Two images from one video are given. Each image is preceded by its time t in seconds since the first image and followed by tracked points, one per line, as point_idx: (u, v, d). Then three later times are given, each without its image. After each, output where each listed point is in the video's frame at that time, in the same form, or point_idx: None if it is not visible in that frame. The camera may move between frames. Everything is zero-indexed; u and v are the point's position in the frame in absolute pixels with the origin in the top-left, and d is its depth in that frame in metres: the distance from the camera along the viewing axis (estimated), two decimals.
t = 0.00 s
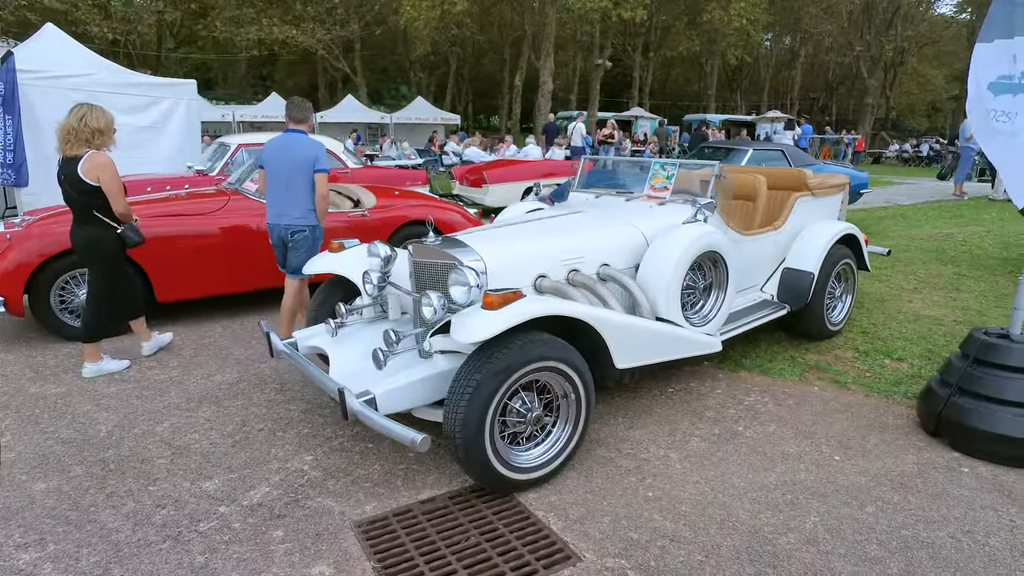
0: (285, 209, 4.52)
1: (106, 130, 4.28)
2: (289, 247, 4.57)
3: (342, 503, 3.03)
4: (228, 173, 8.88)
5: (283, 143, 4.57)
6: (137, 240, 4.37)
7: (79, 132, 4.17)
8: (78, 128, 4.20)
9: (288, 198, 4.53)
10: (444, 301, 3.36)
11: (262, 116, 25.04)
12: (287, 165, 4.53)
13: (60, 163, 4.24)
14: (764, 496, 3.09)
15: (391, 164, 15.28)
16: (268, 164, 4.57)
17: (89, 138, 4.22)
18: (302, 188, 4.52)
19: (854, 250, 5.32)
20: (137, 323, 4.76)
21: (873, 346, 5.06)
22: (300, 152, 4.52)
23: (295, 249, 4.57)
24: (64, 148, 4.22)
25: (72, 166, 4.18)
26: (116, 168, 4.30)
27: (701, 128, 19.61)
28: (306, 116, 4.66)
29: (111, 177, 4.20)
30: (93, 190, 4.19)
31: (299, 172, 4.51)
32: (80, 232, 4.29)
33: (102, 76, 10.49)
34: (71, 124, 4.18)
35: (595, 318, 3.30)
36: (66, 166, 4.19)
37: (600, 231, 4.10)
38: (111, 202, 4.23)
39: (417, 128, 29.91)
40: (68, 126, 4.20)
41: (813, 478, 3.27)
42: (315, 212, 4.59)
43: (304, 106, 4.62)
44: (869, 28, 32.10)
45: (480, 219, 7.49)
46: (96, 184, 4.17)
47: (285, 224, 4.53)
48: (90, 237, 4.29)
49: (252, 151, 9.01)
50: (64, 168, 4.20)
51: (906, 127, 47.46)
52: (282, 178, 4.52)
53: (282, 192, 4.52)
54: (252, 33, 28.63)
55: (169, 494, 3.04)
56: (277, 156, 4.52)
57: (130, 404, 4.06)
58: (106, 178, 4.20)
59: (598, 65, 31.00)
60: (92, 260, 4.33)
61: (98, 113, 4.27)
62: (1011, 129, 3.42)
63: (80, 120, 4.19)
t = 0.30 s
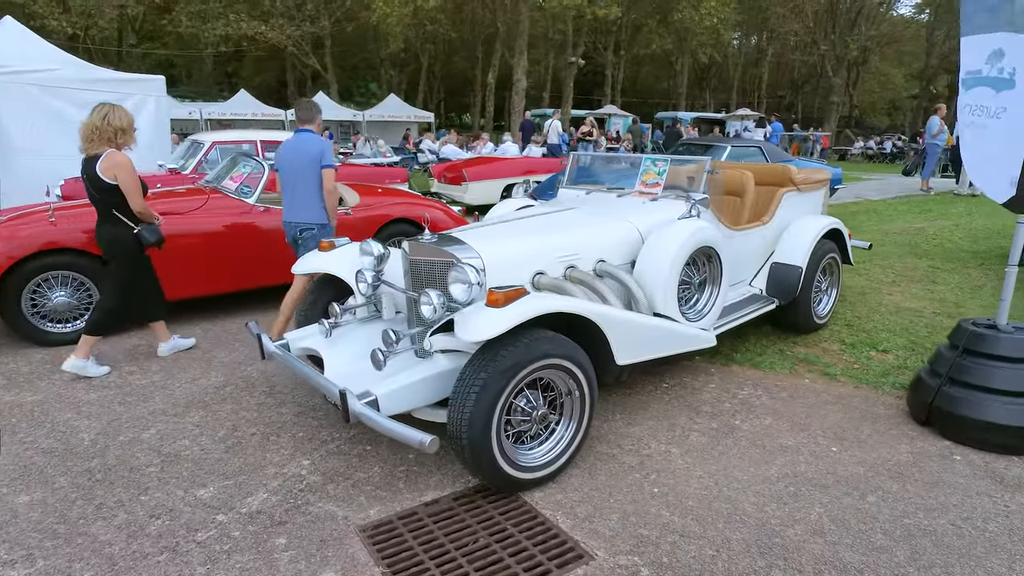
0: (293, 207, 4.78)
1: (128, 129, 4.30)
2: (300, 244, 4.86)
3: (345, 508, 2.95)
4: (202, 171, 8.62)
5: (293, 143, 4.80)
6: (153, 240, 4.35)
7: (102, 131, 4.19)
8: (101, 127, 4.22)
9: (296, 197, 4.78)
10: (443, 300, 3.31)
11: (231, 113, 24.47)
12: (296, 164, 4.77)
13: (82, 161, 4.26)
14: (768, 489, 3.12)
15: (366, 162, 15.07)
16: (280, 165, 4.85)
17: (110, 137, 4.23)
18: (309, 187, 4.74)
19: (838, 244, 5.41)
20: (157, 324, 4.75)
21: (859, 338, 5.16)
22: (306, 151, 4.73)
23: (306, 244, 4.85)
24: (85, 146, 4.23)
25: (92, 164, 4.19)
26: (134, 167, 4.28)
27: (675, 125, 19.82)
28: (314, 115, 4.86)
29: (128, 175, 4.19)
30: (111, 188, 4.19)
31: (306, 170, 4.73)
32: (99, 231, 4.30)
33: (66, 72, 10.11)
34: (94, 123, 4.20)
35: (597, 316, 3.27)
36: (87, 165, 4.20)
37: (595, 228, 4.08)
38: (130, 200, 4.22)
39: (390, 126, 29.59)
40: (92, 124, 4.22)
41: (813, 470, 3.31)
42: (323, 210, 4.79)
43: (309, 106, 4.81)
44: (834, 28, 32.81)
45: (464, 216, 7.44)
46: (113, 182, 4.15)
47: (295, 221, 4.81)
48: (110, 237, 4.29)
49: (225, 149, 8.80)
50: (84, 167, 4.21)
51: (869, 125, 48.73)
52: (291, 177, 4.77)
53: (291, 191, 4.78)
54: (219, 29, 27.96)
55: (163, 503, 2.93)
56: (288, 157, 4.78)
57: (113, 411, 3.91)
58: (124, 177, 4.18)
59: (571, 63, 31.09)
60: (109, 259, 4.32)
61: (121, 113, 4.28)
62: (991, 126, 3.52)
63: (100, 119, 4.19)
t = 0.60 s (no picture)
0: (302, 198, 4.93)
1: (137, 125, 4.35)
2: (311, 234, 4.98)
3: (345, 518, 2.87)
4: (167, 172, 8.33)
5: (297, 137, 4.93)
6: (160, 235, 4.30)
7: (110, 126, 4.24)
8: (110, 123, 4.27)
9: (304, 187, 4.93)
10: (439, 301, 3.25)
11: (188, 111, 23.69)
12: (300, 157, 4.91)
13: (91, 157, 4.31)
14: (767, 481, 3.14)
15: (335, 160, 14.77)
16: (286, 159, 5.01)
17: (118, 133, 4.28)
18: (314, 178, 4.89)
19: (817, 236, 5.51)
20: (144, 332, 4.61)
21: (839, 329, 5.26)
22: (308, 143, 4.87)
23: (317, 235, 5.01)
24: (94, 141, 4.28)
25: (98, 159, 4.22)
26: (140, 163, 4.30)
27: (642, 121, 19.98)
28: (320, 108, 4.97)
29: (133, 170, 4.19)
30: (116, 183, 4.20)
31: (311, 162, 4.87)
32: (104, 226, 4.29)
33: (18, 68, 9.61)
34: (103, 119, 4.26)
35: (596, 314, 3.24)
36: (94, 160, 4.24)
37: (585, 225, 4.05)
38: (135, 195, 4.23)
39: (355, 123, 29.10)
40: (100, 120, 4.27)
41: (809, 461, 3.35)
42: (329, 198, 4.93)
43: (317, 101, 4.93)
44: (793, 25, 33.54)
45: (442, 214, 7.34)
46: (118, 177, 4.17)
47: (304, 213, 4.95)
48: (118, 232, 4.28)
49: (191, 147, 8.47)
50: (92, 161, 4.24)
51: (826, 119, 50.05)
52: (297, 170, 4.91)
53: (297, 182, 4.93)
54: (174, 24, 27.04)
55: (152, 521, 2.80)
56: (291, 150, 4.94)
57: (88, 425, 3.72)
58: (128, 172, 4.19)
59: (537, 59, 31.05)
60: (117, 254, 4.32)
61: (130, 108, 4.34)
62: (966, 120, 3.57)
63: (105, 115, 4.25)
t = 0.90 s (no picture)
0: (333, 201, 4.81)
1: (170, 130, 4.24)
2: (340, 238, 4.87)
3: (357, 525, 2.81)
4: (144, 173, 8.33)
5: (328, 139, 4.80)
6: (197, 237, 4.25)
7: (144, 132, 4.12)
8: (142, 127, 4.15)
9: (334, 190, 4.80)
10: (446, 303, 3.21)
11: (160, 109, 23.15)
12: (330, 159, 4.78)
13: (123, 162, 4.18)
14: (777, 476, 3.17)
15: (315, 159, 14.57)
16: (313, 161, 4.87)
17: (151, 138, 4.17)
18: (345, 181, 4.77)
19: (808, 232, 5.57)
20: (215, 322, 4.64)
21: (831, 323, 5.34)
22: (341, 146, 4.76)
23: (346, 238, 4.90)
24: (127, 146, 4.15)
25: (133, 165, 4.11)
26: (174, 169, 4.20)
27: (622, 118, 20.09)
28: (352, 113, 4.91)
29: (169, 176, 4.09)
30: (151, 189, 4.10)
31: (342, 166, 4.76)
32: (138, 230, 4.19)
33: None
34: (136, 124, 4.13)
35: (605, 312, 3.22)
36: (127, 165, 4.12)
37: (585, 223, 4.04)
38: (171, 200, 4.13)
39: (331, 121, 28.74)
40: (133, 124, 4.14)
41: (815, 455, 3.38)
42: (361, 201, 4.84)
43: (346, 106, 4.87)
44: (765, 23, 34.02)
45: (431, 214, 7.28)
46: (155, 183, 4.07)
47: (334, 216, 4.83)
48: (155, 235, 4.19)
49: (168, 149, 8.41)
50: (125, 166, 4.13)
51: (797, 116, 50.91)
52: (328, 173, 4.78)
53: (327, 184, 4.80)
54: (143, 20, 26.38)
55: (157, 534, 2.71)
56: (320, 152, 4.80)
57: (80, 435, 3.60)
58: (164, 177, 4.10)
59: (515, 57, 31.01)
60: (154, 259, 4.24)
61: (162, 113, 4.22)
62: (957, 118, 3.68)
63: (139, 120, 4.12)
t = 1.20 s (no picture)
0: (372, 196, 4.85)
1: (205, 127, 4.30)
2: (377, 232, 4.93)
3: (373, 529, 2.78)
4: (121, 172, 8.13)
5: (367, 136, 4.84)
6: (235, 231, 4.27)
7: (182, 126, 4.15)
8: (180, 123, 4.18)
9: (375, 184, 4.84)
10: (456, 303, 3.20)
11: (128, 108, 22.53)
12: (371, 155, 4.83)
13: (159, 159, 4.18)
14: (784, 471, 3.23)
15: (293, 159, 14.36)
16: (349, 156, 4.86)
17: (189, 132, 4.20)
18: (386, 176, 4.87)
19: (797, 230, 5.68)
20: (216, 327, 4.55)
21: (820, 320, 5.46)
22: (384, 142, 4.85)
23: (382, 233, 4.95)
24: (163, 142, 4.16)
25: (172, 160, 4.13)
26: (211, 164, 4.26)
27: (599, 119, 20.24)
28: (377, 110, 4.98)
29: (210, 170, 4.16)
30: (191, 183, 4.12)
31: (384, 161, 4.85)
32: (177, 227, 4.21)
33: None
34: (172, 119, 4.15)
35: (615, 312, 3.24)
36: (165, 160, 4.14)
37: (588, 223, 4.06)
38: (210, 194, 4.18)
39: (305, 120, 28.32)
40: (169, 120, 4.16)
41: (818, 449, 3.45)
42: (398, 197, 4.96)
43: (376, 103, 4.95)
44: (737, 26, 34.59)
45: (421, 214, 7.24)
46: (195, 177, 4.10)
47: (374, 210, 4.86)
48: (190, 230, 4.21)
49: (146, 148, 8.32)
50: (162, 162, 4.15)
51: (767, 117, 51.87)
52: (370, 167, 4.82)
53: (368, 179, 4.83)
54: (109, 16, 25.66)
55: (168, 544, 2.65)
56: (360, 146, 4.81)
57: (74, 444, 3.49)
58: (205, 172, 4.14)
59: (491, 57, 30.95)
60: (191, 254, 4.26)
61: (197, 110, 4.28)
62: (959, 119, 3.75)
63: (176, 114, 4.13)
